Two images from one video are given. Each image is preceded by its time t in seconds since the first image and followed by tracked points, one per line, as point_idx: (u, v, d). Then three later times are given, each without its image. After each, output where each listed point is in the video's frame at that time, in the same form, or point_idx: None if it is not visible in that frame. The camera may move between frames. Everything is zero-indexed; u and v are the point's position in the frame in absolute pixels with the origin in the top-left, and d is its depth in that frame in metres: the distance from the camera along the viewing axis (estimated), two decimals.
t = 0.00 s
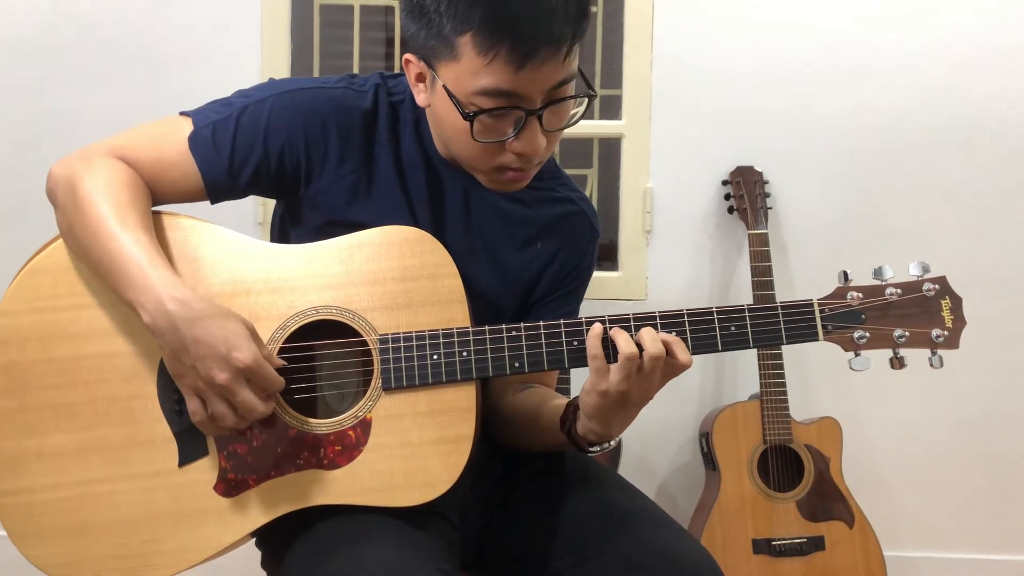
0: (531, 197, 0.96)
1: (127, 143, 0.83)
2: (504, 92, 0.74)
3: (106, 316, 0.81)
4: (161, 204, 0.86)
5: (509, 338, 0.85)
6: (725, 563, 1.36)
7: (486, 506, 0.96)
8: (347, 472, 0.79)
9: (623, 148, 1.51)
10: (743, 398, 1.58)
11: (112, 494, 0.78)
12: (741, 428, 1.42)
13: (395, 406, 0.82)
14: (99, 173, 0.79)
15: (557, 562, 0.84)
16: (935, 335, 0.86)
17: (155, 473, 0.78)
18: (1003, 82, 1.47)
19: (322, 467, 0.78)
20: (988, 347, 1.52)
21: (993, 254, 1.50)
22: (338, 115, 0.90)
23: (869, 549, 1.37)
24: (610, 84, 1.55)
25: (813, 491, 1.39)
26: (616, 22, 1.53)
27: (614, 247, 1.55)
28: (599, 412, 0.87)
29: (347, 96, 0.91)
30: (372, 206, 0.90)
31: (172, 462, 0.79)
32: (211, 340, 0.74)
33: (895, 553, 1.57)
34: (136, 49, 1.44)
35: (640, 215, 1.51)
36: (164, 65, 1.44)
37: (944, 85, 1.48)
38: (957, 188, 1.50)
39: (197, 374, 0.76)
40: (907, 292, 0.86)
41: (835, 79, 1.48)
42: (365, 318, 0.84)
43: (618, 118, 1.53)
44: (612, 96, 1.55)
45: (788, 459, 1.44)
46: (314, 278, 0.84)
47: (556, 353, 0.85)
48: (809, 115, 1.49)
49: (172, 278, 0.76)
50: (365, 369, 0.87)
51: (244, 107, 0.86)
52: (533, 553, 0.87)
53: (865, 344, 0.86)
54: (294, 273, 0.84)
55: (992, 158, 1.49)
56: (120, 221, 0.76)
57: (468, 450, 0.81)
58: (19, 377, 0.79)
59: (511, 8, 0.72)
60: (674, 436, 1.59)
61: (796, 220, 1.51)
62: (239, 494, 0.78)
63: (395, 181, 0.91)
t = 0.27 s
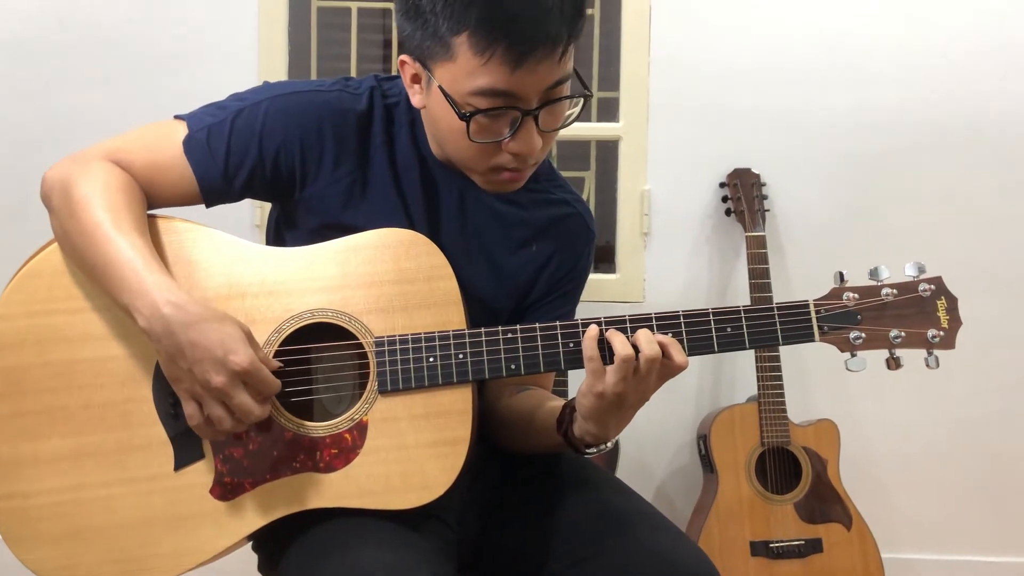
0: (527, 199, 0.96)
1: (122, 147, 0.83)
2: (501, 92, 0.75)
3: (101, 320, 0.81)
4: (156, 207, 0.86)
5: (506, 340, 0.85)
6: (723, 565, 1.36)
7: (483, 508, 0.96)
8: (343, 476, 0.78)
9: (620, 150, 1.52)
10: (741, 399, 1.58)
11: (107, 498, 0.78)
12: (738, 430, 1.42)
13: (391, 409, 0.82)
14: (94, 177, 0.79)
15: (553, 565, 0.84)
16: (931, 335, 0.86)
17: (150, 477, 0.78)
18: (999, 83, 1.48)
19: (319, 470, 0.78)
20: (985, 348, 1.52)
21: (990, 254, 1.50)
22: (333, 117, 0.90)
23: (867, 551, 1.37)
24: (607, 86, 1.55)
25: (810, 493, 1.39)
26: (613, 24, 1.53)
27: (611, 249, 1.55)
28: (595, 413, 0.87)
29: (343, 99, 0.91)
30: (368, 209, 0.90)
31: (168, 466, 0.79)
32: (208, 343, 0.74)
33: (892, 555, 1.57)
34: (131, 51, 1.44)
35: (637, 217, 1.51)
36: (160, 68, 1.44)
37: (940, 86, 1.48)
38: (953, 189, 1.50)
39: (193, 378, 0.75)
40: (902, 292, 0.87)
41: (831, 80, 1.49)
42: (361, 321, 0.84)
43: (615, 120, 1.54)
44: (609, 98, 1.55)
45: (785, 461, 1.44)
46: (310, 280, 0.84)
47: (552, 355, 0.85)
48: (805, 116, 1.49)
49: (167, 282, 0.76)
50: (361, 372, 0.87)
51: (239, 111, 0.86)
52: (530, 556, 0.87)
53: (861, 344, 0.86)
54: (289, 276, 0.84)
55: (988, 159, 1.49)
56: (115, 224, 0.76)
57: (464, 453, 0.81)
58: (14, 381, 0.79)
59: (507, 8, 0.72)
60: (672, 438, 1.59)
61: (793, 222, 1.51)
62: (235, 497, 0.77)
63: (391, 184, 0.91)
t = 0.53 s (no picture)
0: (526, 200, 0.96)
1: (121, 148, 0.83)
2: (503, 90, 0.75)
3: (99, 321, 0.81)
4: (155, 209, 0.86)
5: (504, 340, 0.85)
6: (721, 565, 1.37)
7: (482, 509, 0.96)
8: (342, 476, 0.78)
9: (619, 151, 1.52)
10: (739, 400, 1.58)
11: (106, 498, 0.78)
12: (737, 431, 1.43)
13: (390, 409, 0.82)
14: (94, 179, 0.79)
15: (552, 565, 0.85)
16: (928, 335, 0.86)
17: (149, 478, 0.78)
18: (995, 84, 1.48)
19: (318, 470, 0.78)
20: (983, 348, 1.53)
21: (987, 255, 1.51)
22: (333, 119, 0.90)
23: (866, 551, 1.37)
24: (605, 87, 1.56)
25: (809, 494, 1.40)
26: (611, 26, 1.54)
27: (610, 250, 1.56)
28: (593, 413, 0.87)
29: (342, 100, 0.92)
30: (366, 209, 0.90)
31: (167, 467, 0.79)
32: (208, 345, 0.74)
33: (891, 556, 1.57)
34: (130, 53, 1.44)
35: (635, 218, 1.51)
36: (159, 69, 1.44)
37: (936, 87, 1.49)
38: (950, 190, 1.50)
39: (193, 379, 0.76)
40: (899, 292, 0.87)
41: (828, 82, 1.49)
42: (359, 321, 0.84)
43: (613, 121, 1.54)
44: (608, 99, 1.55)
45: (784, 462, 1.44)
46: (309, 281, 0.84)
47: (551, 355, 0.85)
48: (802, 117, 1.50)
49: (167, 283, 0.76)
50: (360, 373, 0.87)
51: (239, 112, 0.86)
52: (528, 557, 0.87)
53: (858, 344, 0.86)
54: (289, 277, 0.84)
55: (985, 160, 1.50)
56: (115, 226, 0.77)
57: (464, 453, 0.81)
58: (13, 382, 0.79)
59: (509, 6, 0.72)
60: (670, 439, 1.59)
61: (791, 222, 1.51)
62: (234, 498, 0.77)
63: (390, 184, 0.91)
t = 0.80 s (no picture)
0: (525, 200, 0.96)
1: (120, 147, 0.83)
2: (514, 80, 0.75)
3: (98, 321, 0.81)
4: (155, 208, 0.86)
5: (504, 339, 0.85)
6: (720, 565, 1.37)
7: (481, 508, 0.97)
8: (342, 474, 0.79)
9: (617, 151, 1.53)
10: (738, 400, 1.58)
11: (106, 498, 0.78)
12: (735, 431, 1.43)
13: (390, 407, 0.82)
14: (93, 178, 0.79)
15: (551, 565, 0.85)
16: (925, 333, 0.87)
17: (149, 477, 0.78)
18: (992, 84, 1.49)
19: (318, 468, 0.78)
20: (979, 347, 1.53)
21: (983, 255, 1.52)
22: (332, 118, 0.90)
23: (864, 551, 1.37)
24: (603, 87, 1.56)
25: (807, 494, 1.40)
26: (609, 26, 1.55)
27: (608, 249, 1.56)
28: (594, 411, 0.87)
29: (341, 99, 0.92)
30: (366, 208, 0.90)
31: (167, 466, 0.79)
32: (210, 343, 0.74)
33: (889, 556, 1.57)
34: (128, 52, 1.44)
35: (634, 218, 1.52)
36: (157, 68, 1.44)
37: (933, 87, 1.50)
38: (946, 190, 1.51)
39: (195, 377, 0.76)
40: (897, 291, 0.87)
41: (825, 81, 1.50)
42: (359, 320, 0.84)
43: (612, 121, 1.55)
44: (606, 99, 1.56)
45: (783, 462, 1.44)
46: (309, 280, 0.84)
47: (550, 353, 0.85)
48: (799, 117, 1.51)
49: (168, 282, 0.76)
50: (359, 371, 0.87)
51: (238, 112, 0.87)
52: (528, 556, 0.87)
53: (856, 342, 0.87)
54: (288, 276, 0.84)
55: (981, 159, 1.51)
56: (115, 224, 0.77)
57: (464, 451, 0.82)
58: (12, 382, 0.79)
59: None
60: (668, 439, 1.60)
61: (789, 222, 1.52)
62: (234, 497, 0.77)
63: (389, 184, 0.91)
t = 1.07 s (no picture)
0: (523, 200, 0.96)
1: (118, 148, 0.84)
2: (515, 76, 0.75)
3: (97, 321, 0.81)
4: (153, 209, 0.86)
5: (503, 337, 0.85)
6: (718, 564, 1.37)
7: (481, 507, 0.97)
8: (342, 473, 0.78)
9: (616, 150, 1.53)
10: (736, 399, 1.59)
11: (105, 498, 0.78)
12: (734, 431, 1.44)
13: (390, 406, 0.82)
14: (91, 178, 0.79)
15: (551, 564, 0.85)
16: (922, 329, 0.87)
17: (148, 477, 0.78)
18: (988, 82, 1.50)
19: (318, 468, 0.78)
20: (976, 344, 1.54)
21: (980, 253, 1.53)
22: (330, 118, 0.90)
23: (862, 551, 1.37)
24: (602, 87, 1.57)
25: (806, 493, 1.40)
26: (608, 26, 1.56)
27: (607, 248, 1.57)
28: (593, 409, 0.87)
29: (339, 99, 0.92)
30: (364, 208, 0.90)
31: (166, 466, 0.78)
32: (210, 339, 0.74)
33: (887, 555, 1.58)
34: (127, 51, 1.44)
35: (632, 217, 1.52)
36: (155, 68, 1.44)
37: (929, 86, 1.50)
38: (943, 188, 1.52)
39: (196, 372, 0.76)
40: (893, 287, 0.88)
41: (823, 80, 1.51)
42: (358, 319, 0.84)
43: (610, 121, 1.56)
44: (605, 99, 1.57)
45: (782, 461, 1.44)
46: (307, 279, 0.84)
47: (549, 351, 0.86)
48: (797, 116, 1.51)
49: (167, 278, 0.76)
50: (359, 370, 0.87)
51: (235, 112, 0.87)
52: (528, 556, 0.87)
53: (853, 338, 0.87)
54: (287, 275, 0.84)
55: (977, 158, 1.51)
56: (114, 222, 0.77)
57: (464, 449, 0.82)
58: (11, 382, 0.79)
59: None
60: (667, 438, 1.60)
61: (786, 221, 1.53)
62: (234, 497, 0.77)
63: (387, 183, 0.91)
